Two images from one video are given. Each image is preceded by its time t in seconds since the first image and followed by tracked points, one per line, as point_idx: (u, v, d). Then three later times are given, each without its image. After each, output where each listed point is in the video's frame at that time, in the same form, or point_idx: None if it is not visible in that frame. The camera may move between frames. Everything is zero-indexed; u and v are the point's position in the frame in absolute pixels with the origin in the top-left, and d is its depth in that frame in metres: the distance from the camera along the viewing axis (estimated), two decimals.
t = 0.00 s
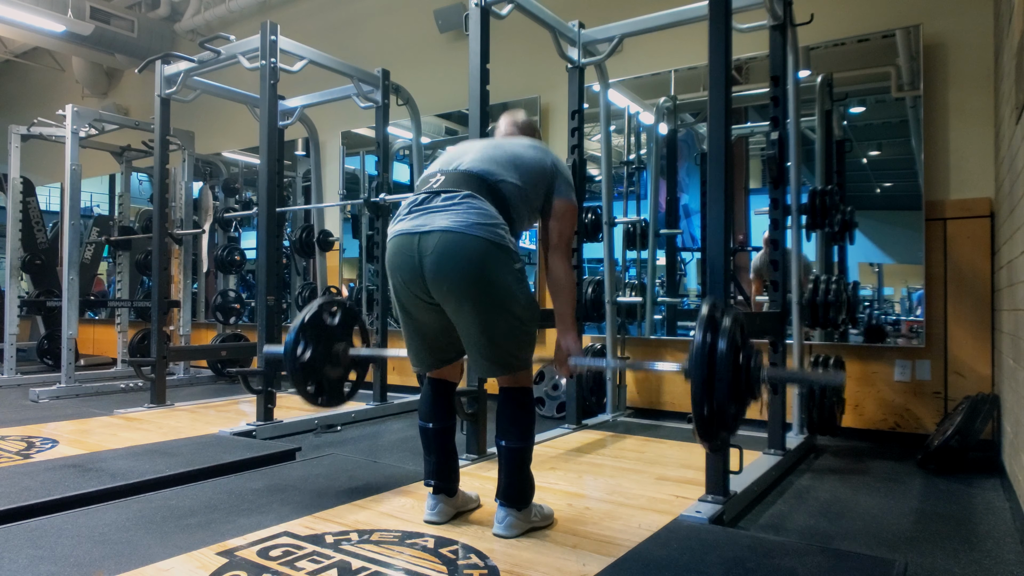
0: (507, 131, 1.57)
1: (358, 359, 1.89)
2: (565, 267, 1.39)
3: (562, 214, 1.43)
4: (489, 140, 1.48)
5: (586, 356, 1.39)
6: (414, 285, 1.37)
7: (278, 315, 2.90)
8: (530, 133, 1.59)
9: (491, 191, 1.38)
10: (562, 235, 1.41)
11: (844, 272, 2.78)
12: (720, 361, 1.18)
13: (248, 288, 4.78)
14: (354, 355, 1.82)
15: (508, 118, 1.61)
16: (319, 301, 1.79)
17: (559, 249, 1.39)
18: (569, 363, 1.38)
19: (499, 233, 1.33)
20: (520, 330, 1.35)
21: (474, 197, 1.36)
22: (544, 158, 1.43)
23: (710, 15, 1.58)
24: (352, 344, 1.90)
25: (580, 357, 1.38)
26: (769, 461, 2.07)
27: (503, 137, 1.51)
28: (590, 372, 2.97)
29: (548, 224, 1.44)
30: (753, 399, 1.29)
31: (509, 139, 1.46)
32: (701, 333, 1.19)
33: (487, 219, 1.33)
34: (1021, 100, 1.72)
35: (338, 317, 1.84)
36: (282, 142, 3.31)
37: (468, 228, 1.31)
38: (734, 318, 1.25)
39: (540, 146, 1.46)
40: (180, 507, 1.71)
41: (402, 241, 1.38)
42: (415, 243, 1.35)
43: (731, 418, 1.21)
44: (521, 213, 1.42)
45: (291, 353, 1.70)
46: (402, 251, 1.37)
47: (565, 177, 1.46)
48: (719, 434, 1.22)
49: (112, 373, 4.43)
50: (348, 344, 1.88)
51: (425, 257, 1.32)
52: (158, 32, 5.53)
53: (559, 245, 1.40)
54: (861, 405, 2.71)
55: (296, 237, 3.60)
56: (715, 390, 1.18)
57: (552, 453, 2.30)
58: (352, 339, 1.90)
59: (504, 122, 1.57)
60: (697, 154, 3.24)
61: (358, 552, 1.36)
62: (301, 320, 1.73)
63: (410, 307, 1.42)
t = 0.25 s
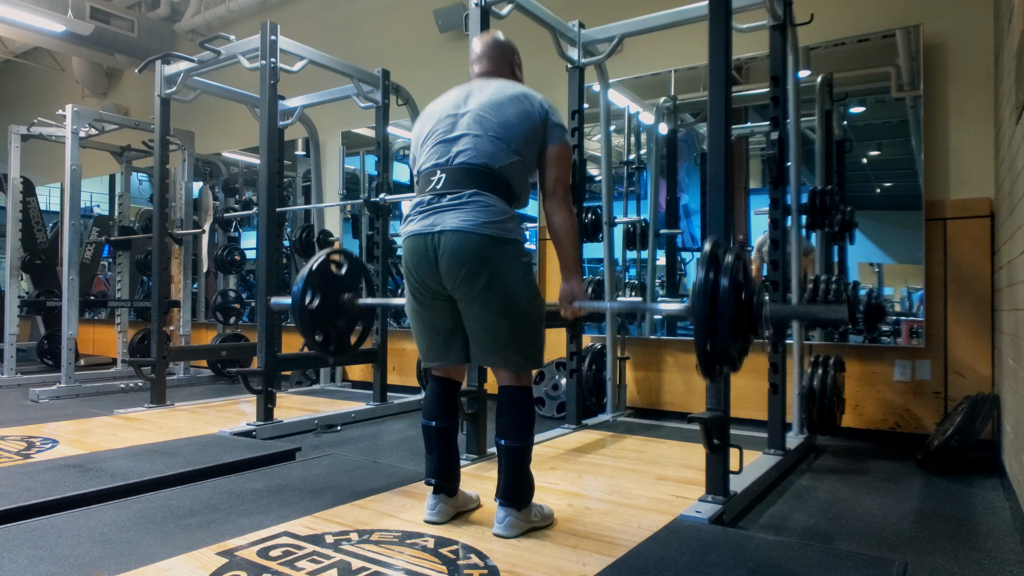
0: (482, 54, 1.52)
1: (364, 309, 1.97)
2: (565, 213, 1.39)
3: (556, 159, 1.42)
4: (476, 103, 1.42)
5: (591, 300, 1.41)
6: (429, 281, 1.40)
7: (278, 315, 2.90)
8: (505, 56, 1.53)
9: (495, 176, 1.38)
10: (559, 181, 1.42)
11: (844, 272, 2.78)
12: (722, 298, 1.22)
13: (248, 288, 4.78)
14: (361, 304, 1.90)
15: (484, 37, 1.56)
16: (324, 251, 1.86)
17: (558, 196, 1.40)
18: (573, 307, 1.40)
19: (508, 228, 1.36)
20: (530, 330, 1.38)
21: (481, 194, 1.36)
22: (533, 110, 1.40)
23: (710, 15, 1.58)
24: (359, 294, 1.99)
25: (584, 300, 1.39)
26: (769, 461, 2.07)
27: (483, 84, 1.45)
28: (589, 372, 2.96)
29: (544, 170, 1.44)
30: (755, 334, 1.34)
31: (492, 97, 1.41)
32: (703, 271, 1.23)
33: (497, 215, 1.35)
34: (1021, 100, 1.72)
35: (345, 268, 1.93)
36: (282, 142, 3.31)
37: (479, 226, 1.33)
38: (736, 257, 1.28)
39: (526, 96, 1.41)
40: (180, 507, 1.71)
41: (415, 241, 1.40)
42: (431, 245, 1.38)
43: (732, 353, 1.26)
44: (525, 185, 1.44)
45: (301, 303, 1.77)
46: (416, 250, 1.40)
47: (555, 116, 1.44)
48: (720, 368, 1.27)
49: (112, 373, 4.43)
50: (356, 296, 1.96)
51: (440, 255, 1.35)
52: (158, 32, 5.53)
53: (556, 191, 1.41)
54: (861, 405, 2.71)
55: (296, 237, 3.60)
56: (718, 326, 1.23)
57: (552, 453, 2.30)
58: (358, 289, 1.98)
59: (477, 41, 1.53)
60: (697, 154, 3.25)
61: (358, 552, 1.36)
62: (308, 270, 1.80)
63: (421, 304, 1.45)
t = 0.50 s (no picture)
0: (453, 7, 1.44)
1: (362, 285, 2.18)
2: (558, 185, 1.38)
3: (546, 132, 1.38)
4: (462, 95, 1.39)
5: (587, 273, 1.46)
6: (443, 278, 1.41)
7: (278, 316, 2.90)
8: (478, 10, 1.44)
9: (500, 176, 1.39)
10: (550, 155, 1.39)
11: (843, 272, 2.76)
12: (720, 265, 1.26)
13: (248, 288, 4.78)
14: (358, 280, 2.12)
15: None
16: (321, 231, 2.05)
17: (549, 166, 1.38)
18: (571, 278, 1.45)
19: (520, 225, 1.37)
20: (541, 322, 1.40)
21: (493, 197, 1.37)
22: (521, 86, 1.36)
23: (710, 15, 1.58)
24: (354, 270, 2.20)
25: (581, 272, 1.45)
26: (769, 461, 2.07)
27: (468, 57, 1.41)
28: (589, 372, 2.97)
29: (533, 145, 1.41)
30: (752, 299, 1.40)
31: (479, 79, 1.38)
32: (701, 239, 1.27)
33: (508, 215, 1.36)
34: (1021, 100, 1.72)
35: (341, 245, 2.14)
36: (282, 142, 3.32)
37: (491, 226, 1.34)
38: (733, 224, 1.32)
39: (520, 77, 1.37)
40: (180, 507, 1.71)
41: (431, 242, 1.40)
42: (448, 245, 1.38)
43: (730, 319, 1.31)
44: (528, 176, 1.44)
45: (300, 282, 1.92)
46: (432, 250, 1.40)
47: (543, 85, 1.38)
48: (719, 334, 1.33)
49: (112, 373, 4.43)
50: (354, 273, 2.17)
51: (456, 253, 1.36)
52: (158, 32, 5.53)
53: (547, 164, 1.38)
54: (861, 405, 2.71)
55: (296, 237, 3.60)
56: (715, 293, 1.28)
57: (552, 453, 2.30)
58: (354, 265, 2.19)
59: None
60: (697, 154, 3.25)
61: (358, 552, 1.36)
62: (306, 249, 1.97)
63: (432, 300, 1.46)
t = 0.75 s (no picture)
0: (462, 13, 1.44)
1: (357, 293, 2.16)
2: (553, 191, 1.39)
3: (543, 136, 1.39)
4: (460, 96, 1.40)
5: (582, 281, 1.44)
6: (440, 279, 1.41)
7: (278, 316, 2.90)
8: (486, 17, 1.45)
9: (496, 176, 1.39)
10: (547, 159, 1.39)
11: (844, 272, 2.77)
12: (716, 274, 1.26)
13: (248, 288, 4.78)
14: (353, 289, 2.11)
15: None
16: (314, 241, 2.05)
17: (546, 175, 1.39)
18: (565, 286, 1.44)
19: (516, 226, 1.37)
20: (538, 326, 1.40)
21: (488, 195, 1.37)
22: (519, 89, 1.37)
23: (710, 15, 1.57)
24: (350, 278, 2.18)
25: (576, 280, 1.43)
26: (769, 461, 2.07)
27: (469, 60, 1.42)
28: (589, 373, 2.97)
29: (530, 150, 1.41)
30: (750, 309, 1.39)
31: (479, 81, 1.38)
32: (697, 248, 1.27)
33: (503, 214, 1.36)
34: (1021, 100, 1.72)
35: (333, 254, 2.13)
36: (282, 142, 3.32)
37: (485, 224, 1.34)
38: (729, 232, 1.32)
39: (521, 78, 1.38)
40: (180, 507, 1.71)
41: (426, 240, 1.40)
42: (438, 241, 1.38)
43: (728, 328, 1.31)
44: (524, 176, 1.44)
45: (293, 292, 1.95)
46: (426, 249, 1.41)
47: (542, 90, 1.40)
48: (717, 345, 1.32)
49: (112, 373, 4.43)
50: (348, 281, 2.16)
51: (450, 252, 1.36)
52: (158, 32, 5.53)
53: (544, 168, 1.39)
54: (861, 405, 2.71)
55: (296, 237, 3.60)
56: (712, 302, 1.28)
57: (552, 453, 2.30)
58: (349, 274, 2.18)
59: None
60: (697, 154, 3.25)
61: (358, 552, 1.36)
62: (298, 260, 1.98)
63: (427, 304, 1.45)
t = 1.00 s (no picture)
0: (490, 68, 1.53)
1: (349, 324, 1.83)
2: (555, 224, 1.40)
3: (550, 169, 1.41)
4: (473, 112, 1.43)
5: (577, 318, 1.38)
6: (421, 278, 1.37)
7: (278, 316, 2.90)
8: (511, 75, 1.54)
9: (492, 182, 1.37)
10: (551, 192, 1.41)
11: (843, 272, 2.81)
12: (712, 318, 1.18)
13: (248, 288, 4.78)
14: (344, 320, 1.78)
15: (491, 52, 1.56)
16: (302, 268, 1.74)
17: (550, 208, 1.40)
18: (558, 322, 1.37)
19: (504, 230, 1.34)
20: (527, 329, 1.36)
21: (479, 195, 1.35)
22: (533, 118, 1.41)
23: (710, 15, 1.57)
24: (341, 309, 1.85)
25: (570, 316, 1.37)
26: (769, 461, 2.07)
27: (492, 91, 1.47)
28: (589, 373, 2.97)
29: (536, 182, 1.43)
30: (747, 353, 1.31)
31: (496, 103, 1.41)
32: (692, 290, 1.19)
33: (492, 217, 1.34)
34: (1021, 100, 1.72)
35: (324, 284, 1.79)
36: (282, 142, 3.32)
37: (473, 223, 1.32)
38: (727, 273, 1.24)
39: (532, 109, 1.42)
40: (180, 507, 1.71)
41: (408, 235, 1.38)
42: (420, 237, 1.35)
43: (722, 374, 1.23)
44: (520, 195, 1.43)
45: (280, 324, 1.65)
46: (407, 246, 1.38)
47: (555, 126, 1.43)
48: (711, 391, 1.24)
49: (112, 373, 4.43)
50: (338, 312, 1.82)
51: (432, 250, 1.33)
52: (158, 32, 5.53)
53: (548, 201, 1.40)
54: (861, 405, 2.71)
55: (296, 237, 3.60)
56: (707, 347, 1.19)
57: (552, 453, 2.30)
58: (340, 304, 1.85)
59: (486, 58, 1.54)
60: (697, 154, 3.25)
61: (358, 552, 1.36)
62: (286, 290, 1.68)
63: (412, 306, 1.42)
